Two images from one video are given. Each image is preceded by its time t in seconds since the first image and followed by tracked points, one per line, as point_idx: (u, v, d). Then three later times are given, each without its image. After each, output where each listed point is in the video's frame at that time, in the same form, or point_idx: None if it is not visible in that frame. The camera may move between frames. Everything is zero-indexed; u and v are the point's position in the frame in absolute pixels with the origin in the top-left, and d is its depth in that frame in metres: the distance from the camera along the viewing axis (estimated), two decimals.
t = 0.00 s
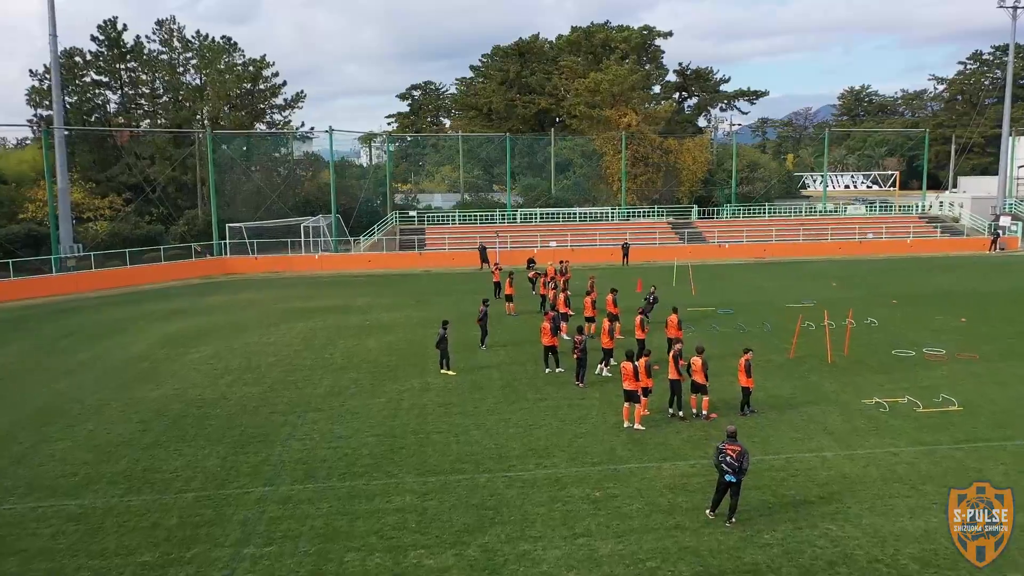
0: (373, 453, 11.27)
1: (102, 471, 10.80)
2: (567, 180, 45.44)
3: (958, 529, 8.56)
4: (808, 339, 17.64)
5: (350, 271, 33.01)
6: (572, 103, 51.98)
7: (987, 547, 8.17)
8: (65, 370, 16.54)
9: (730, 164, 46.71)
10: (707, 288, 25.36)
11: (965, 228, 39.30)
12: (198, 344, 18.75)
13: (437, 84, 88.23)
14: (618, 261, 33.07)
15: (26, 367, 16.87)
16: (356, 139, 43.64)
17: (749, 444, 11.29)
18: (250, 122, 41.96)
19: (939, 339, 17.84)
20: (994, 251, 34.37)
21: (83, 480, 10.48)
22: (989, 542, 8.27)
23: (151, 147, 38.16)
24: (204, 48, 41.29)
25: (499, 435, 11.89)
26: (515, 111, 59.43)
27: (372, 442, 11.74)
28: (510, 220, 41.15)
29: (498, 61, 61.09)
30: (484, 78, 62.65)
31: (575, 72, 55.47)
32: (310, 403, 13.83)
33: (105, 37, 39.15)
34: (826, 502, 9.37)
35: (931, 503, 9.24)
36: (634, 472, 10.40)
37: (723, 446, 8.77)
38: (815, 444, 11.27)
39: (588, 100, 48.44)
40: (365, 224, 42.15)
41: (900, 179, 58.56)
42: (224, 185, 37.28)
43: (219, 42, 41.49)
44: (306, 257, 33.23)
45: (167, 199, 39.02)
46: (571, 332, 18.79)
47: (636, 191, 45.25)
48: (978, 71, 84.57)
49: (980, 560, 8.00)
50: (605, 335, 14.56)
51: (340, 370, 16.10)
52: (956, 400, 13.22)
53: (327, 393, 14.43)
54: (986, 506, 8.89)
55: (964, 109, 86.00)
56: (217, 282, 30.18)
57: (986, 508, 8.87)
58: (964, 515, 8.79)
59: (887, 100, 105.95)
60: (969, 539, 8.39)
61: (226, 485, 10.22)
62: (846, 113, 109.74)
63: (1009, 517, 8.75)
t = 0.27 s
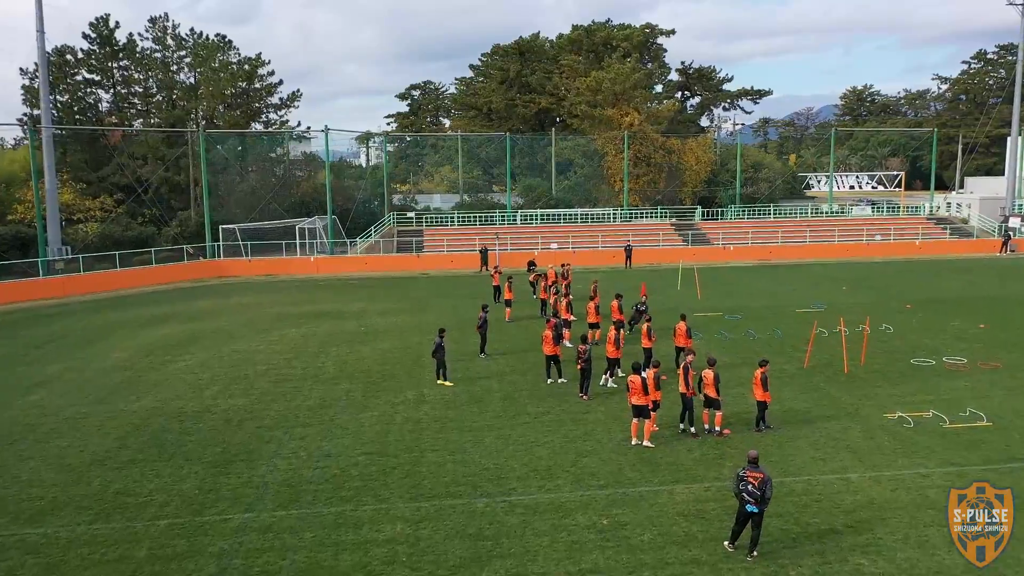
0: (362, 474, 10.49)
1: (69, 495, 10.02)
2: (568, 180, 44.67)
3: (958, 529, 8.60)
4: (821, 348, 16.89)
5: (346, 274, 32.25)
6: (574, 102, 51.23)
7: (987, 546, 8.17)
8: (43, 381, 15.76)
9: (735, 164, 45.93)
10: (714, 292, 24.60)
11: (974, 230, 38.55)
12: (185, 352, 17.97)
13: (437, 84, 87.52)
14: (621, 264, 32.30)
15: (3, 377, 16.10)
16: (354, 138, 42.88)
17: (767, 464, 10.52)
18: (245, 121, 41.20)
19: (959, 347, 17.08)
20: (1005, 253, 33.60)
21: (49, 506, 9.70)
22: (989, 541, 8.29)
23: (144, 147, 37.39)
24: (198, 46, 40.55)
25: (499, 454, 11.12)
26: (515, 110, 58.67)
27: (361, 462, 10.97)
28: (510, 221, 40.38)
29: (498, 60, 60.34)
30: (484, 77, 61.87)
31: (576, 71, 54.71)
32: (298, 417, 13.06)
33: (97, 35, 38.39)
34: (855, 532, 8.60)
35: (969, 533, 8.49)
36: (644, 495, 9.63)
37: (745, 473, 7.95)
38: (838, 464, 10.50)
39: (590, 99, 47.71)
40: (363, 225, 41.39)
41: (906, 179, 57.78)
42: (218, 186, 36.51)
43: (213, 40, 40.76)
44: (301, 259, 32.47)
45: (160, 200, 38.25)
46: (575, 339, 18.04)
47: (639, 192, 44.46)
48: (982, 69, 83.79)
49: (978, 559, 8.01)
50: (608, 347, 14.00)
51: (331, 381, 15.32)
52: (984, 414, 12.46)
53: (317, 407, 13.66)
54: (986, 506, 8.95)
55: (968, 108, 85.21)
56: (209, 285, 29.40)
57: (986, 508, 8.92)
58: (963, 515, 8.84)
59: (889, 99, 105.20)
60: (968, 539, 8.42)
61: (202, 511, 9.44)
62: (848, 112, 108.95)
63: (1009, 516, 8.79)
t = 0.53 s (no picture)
0: (350, 499, 9.71)
1: (31, 523, 9.24)
2: (569, 180, 43.90)
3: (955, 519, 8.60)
4: (837, 357, 16.11)
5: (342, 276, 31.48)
6: (575, 101, 50.47)
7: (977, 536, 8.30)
8: (18, 391, 14.98)
9: (738, 164, 45.14)
10: (720, 297, 23.83)
11: (983, 231, 37.77)
12: (170, 360, 17.18)
13: (437, 83, 86.74)
14: (624, 267, 31.53)
15: None
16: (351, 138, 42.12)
17: (788, 489, 9.72)
18: (240, 120, 40.43)
19: (981, 355, 16.29)
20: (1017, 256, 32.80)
21: (8, 535, 8.93)
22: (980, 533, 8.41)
23: (136, 146, 36.62)
24: (192, 45, 39.82)
25: (497, 476, 10.32)
26: (515, 110, 57.86)
27: (349, 485, 10.18)
28: (510, 222, 39.62)
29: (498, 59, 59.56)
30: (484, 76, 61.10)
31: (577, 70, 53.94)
32: (284, 433, 12.29)
33: (88, 32, 37.63)
34: (888, 568, 7.82)
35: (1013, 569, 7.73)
36: (655, 524, 8.85)
37: (768, 506, 7.17)
38: (865, 488, 9.70)
39: (592, 98, 46.99)
40: (360, 227, 40.63)
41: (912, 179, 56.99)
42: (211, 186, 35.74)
43: (207, 38, 40.01)
44: (296, 262, 31.71)
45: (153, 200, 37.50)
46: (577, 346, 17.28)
47: (641, 193, 43.68)
48: (987, 69, 82.96)
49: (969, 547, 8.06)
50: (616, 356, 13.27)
51: (321, 392, 14.54)
52: (1015, 431, 11.68)
53: (304, 421, 12.87)
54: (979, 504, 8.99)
55: (972, 108, 84.39)
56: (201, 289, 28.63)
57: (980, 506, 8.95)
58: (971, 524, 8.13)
59: (892, 99, 104.40)
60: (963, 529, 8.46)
61: (173, 542, 8.67)
62: (851, 112, 108.11)
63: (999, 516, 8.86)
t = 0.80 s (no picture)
0: (336, 525, 8.99)
1: None
2: (570, 181, 43.17)
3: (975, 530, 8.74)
4: (851, 365, 15.41)
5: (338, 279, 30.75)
6: (576, 99, 49.75)
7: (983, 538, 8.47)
8: None
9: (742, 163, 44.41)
10: (726, 300, 23.11)
11: (992, 233, 37.08)
12: (154, 368, 16.44)
13: (436, 83, 85.99)
14: (626, 269, 30.82)
15: None
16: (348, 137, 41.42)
17: (809, 513, 9.02)
18: (234, 119, 39.70)
19: (1001, 363, 15.59)
20: None
21: None
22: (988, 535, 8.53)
23: (129, 146, 35.89)
24: (186, 42, 39.10)
25: (495, 498, 9.61)
26: (515, 109, 57.10)
27: (336, 509, 9.45)
28: (510, 223, 38.90)
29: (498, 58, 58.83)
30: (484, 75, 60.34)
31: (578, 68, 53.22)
32: (269, 449, 11.57)
33: (79, 29, 36.90)
34: None
35: None
36: (667, 554, 8.13)
37: (797, 542, 6.44)
38: (892, 512, 9.00)
39: (593, 98, 46.31)
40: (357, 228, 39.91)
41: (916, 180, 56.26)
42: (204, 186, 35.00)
43: (202, 35, 39.31)
44: (291, 264, 30.99)
45: (146, 201, 36.76)
46: (581, 353, 16.57)
47: (644, 193, 42.94)
48: (991, 68, 82.25)
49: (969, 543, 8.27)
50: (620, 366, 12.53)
51: (311, 403, 13.82)
52: None
53: (292, 436, 12.15)
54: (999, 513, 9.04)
55: (976, 107, 83.66)
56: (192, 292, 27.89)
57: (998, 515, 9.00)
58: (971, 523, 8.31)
59: (894, 99, 103.66)
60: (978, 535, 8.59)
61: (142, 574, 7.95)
62: (853, 112, 107.32)
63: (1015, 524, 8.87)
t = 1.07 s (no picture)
0: (321, 555, 8.27)
1: None
2: (571, 181, 42.47)
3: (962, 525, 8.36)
4: (869, 375, 14.66)
5: (334, 281, 30.01)
6: (577, 98, 49.01)
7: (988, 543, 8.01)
8: None
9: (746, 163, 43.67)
10: (733, 304, 22.40)
11: (1002, 234, 36.36)
12: (138, 377, 15.72)
13: (435, 82, 85.20)
14: (629, 271, 30.09)
15: None
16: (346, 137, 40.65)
17: (837, 542, 8.29)
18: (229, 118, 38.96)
19: None
20: None
21: None
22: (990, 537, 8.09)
23: (120, 145, 35.15)
24: (180, 40, 38.40)
25: (495, 523, 8.88)
26: (515, 108, 56.30)
27: (322, 536, 8.69)
28: (510, 224, 38.16)
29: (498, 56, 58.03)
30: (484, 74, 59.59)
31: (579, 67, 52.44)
32: (252, 467, 10.84)
33: (70, 26, 36.16)
34: None
35: None
36: None
37: None
38: (928, 541, 8.28)
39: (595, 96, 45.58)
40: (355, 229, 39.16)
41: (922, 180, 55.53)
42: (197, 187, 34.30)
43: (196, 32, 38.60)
44: (286, 266, 30.26)
45: (138, 201, 36.04)
46: (584, 361, 15.85)
47: (646, 194, 42.20)
48: (995, 67, 81.53)
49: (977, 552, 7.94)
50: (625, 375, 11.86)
51: (300, 415, 13.07)
52: None
53: (278, 452, 11.40)
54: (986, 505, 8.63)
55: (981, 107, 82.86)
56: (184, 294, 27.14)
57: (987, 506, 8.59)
58: (964, 516, 8.39)
59: (897, 98, 102.92)
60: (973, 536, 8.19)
61: None
62: (855, 112, 106.48)
63: (1010, 515, 8.47)
